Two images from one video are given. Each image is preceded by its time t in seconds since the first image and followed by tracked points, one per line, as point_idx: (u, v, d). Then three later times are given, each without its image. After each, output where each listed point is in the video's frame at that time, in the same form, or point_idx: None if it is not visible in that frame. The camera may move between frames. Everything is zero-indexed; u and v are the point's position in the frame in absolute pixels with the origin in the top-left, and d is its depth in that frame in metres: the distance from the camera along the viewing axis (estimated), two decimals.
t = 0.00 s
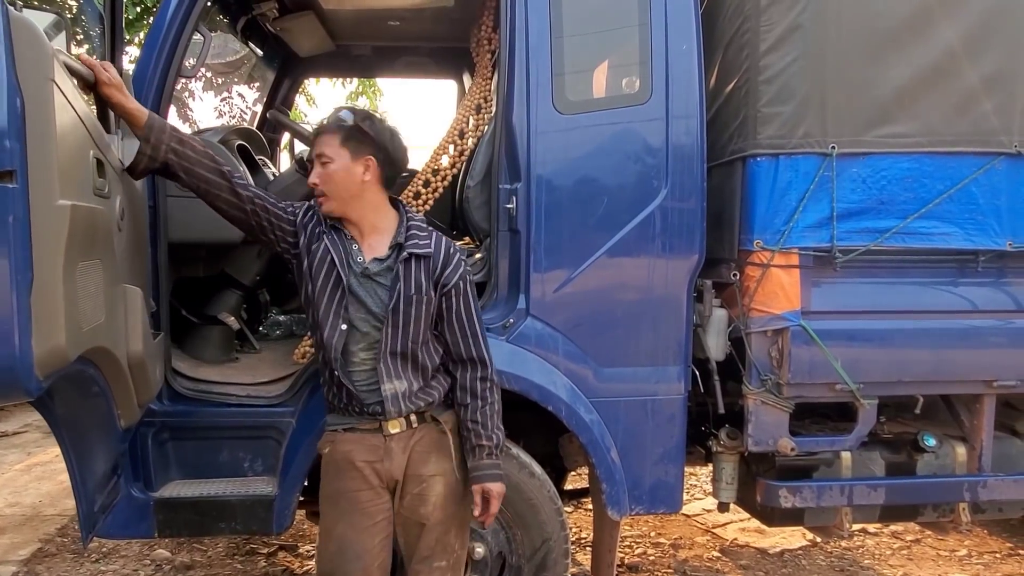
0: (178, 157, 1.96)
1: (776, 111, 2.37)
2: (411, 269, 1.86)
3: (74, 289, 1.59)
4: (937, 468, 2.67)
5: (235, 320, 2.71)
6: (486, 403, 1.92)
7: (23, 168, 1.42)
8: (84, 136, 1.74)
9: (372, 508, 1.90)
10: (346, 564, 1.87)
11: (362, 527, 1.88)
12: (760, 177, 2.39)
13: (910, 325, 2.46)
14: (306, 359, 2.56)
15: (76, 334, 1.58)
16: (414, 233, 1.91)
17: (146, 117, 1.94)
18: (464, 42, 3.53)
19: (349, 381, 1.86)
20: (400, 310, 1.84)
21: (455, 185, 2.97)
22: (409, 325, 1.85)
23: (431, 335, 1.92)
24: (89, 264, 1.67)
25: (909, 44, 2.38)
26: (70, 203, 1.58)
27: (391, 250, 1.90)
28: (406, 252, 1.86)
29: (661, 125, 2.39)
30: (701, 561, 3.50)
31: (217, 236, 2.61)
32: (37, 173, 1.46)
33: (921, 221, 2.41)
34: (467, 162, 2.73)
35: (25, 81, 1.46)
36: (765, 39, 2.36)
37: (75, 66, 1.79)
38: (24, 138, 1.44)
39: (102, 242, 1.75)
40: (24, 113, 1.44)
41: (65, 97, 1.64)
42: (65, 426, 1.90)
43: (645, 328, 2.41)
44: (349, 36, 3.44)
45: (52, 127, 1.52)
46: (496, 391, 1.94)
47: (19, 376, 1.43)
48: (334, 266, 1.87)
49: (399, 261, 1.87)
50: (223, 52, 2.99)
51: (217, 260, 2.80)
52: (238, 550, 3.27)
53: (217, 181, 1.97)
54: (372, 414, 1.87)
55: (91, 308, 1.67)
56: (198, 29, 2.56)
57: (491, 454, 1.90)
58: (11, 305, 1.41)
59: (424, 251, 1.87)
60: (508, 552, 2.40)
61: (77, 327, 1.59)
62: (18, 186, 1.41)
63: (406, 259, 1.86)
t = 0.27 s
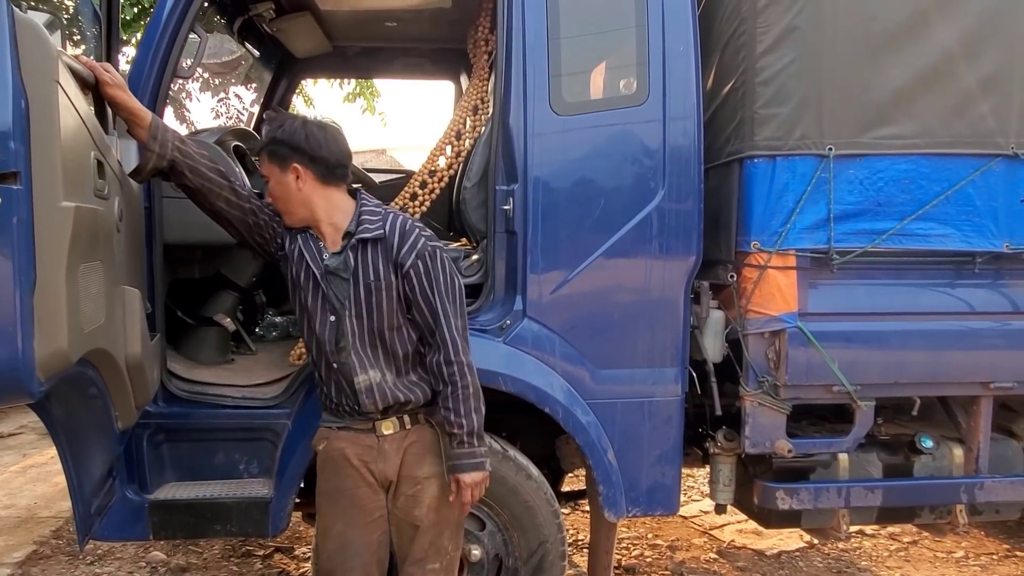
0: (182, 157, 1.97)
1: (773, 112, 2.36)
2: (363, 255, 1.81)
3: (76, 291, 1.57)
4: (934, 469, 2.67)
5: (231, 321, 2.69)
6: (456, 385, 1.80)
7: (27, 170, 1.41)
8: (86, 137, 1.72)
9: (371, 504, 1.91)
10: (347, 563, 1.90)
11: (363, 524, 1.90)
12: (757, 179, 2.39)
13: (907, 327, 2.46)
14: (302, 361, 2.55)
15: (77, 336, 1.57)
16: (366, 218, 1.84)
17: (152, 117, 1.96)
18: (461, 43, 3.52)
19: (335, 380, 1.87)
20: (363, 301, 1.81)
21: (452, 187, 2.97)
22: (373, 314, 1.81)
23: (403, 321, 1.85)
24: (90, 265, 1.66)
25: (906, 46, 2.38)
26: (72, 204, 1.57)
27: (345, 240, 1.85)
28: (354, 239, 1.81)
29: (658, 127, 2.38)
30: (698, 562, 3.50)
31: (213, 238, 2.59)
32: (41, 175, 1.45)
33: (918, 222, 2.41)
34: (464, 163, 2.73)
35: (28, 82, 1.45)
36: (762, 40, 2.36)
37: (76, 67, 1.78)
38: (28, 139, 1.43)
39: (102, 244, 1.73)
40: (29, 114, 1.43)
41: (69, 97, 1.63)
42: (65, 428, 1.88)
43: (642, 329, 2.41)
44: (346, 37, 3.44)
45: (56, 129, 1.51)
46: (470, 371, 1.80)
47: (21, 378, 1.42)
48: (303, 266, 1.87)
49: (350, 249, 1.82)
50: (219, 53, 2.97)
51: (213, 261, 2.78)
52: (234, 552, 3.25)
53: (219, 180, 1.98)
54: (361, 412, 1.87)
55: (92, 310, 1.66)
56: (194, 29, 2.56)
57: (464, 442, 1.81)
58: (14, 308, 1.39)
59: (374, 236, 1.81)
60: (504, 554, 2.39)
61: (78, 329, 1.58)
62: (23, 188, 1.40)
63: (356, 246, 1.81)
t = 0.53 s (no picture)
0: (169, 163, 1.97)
1: (769, 114, 2.36)
2: (335, 253, 1.82)
3: (64, 293, 1.57)
4: (930, 471, 2.67)
5: (226, 323, 2.69)
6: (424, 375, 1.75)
7: (13, 171, 1.41)
8: (75, 140, 1.72)
9: (357, 504, 1.92)
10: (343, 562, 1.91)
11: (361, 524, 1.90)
12: (752, 180, 2.39)
13: (903, 329, 2.46)
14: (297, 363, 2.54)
15: (66, 339, 1.57)
16: (341, 215, 1.84)
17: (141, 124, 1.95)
18: (458, 45, 3.52)
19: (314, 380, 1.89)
20: (337, 299, 1.82)
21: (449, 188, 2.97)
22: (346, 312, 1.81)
23: (378, 317, 1.83)
24: (80, 267, 1.66)
25: (901, 48, 2.38)
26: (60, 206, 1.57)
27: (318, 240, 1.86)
28: (326, 238, 1.81)
29: (653, 128, 2.38)
30: (694, 564, 3.50)
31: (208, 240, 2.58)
32: (27, 177, 1.45)
33: (914, 224, 2.42)
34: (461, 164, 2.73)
35: (14, 84, 1.45)
36: (758, 42, 2.36)
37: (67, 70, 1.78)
38: (13, 141, 1.43)
39: (92, 247, 1.73)
40: (14, 116, 1.43)
41: (57, 100, 1.63)
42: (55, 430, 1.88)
43: (637, 332, 2.40)
44: (343, 38, 3.44)
45: (43, 130, 1.51)
46: (441, 361, 1.74)
47: (8, 381, 1.41)
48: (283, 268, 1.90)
49: (323, 248, 1.83)
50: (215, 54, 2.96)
51: (207, 262, 2.75)
52: (230, 555, 3.25)
53: (205, 186, 1.99)
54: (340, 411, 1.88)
55: (82, 312, 1.66)
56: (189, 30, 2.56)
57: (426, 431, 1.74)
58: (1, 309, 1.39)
59: (346, 233, 1.81)
60: (500, 556, 2.39)
61: (66, 331, 1.57)
62: (9, 189, 1.40)
63: (328, 244, 1.82)
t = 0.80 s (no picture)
0: (168, 164, 1.99)
1: (768, 116, 2.37)
2: (342, 252, 1.82)
3: (63, 295, 1.57)
4: (929, 472, 2.67)
5: (225, 324, 2.69)
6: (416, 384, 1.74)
7: (13, 173, 1.42)
8: (75, 141, 1.73)
9: (350, 504, 1.93)
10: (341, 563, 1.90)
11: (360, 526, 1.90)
12: (751, 182, 2.39)
13: (902, 330, 2.46)
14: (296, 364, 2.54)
15: (66, 340, 1.57)
16: (350, 216, 1.84)
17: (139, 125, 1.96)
18: (457, 46, 3.53)
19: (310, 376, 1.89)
20: (338, 298, 1.81)
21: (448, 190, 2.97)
22: (348, 311, 1.81)
23: (379, 320, 1.83)
24: (79, 268, 1.66)
25: (900, 50, 2.39)
26: (60, 208, 1.57)
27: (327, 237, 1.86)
28: (334, 236, 1.82)
29: (652, 130, 2.38)
30: (694, 565, 3.50)
31: (206, 241, 2.58)
32: (26, 179, 1.45)
33: (913, 225, 2.42)
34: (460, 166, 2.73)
35: (14, 85, 1.45)
36: (757, 44, 2.37)
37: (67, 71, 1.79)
38: (13, 143, 1.43)
39: (92, 248, 1.73)
40: (14, 117, 1.44)
41: (57, 102, 1.63)
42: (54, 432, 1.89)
43: (637, 333, 2.40)
44: (343, 39, 3.44)
45: (43, 132, 1.51)
46: (433, 372, 1.73)
47: (7, 382, 1.42)
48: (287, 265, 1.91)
49: (331, 246, 1.83)
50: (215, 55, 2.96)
51: (207, 264, 2.76)
52: (229, 556, 3.25)
53: (204, 185, 2.02)
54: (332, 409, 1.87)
55: (81, 313, 1.66)
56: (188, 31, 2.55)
57: (413, 438, 1.73)
58: None
59: (355, 234, 1.81)
60: (499, 557, 2.38)
61: (66, 332, 1.57)
62: (8, 191, 1.41)
63: (336, 243, 1.83)
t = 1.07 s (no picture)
0: (155, 176, 1.96)
1: (768, 117, 2.37)
2: (376, 254, 1.82)
3: (68, 296, 1.57)
4: (929, 473, 2.67)
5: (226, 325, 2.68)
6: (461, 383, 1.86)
7: (20, 173, 1.41)
8: (79, 143, 1.72)
9: (360, 502, 1.93)
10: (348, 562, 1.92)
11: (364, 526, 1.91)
12: (752, 183, 2.39)
13: (901, 332, 2.47)
14: (297, 365, 2.54)
15: (71, 340, 1.57)
16: (380, 218, 1.87)
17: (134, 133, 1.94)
18: (457, 48, 3.53)
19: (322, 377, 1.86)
20: (367, 299, 1.81)
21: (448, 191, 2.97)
22: (379, 311, 1.82)
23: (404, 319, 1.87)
24: (84, 269, 1.66)
25: (899, 52, 2.39)
26: (65, 209, 1.57)
27: (356, 237, 1.85)
28: (369, 238, 1.82)
29: (653, 131, 2.39)
30: (694, 567, 3.50)
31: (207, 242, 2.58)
32: (33, 180, 1.45)
33: (912, 227, 2.42)
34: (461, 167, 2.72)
35: (20, 85, 1.44)
36: (757, 46, 2.37)
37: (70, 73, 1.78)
38: (21, 143, 1.43)
39: (95, 249, 1.73)
40: (21, 118, 1.43)
41: (63, 103, 1.63)
42: (58, 432, 1.88)
43: (637, 335, 2.41)
44: (343, 41, 3.45)
45: (48, 132, 1.51)
46: (472, 369, 1.87)
47: (13, 382, 1.41)
48: (299, 265, 1.86)
49: (362, 247, 1.82)
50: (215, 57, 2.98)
51: (207, 266, 2.77)
52: (229, 557, 3.25)
53: (185, 202, 1.96)
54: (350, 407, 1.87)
55: (85, 314, 1.65)
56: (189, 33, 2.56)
57: (466, 438, 1.83)
58: (6, 310, 1.39)
59: (388, 237, 1.83)
60: (500, 558, 2.39)
61: (71, 332, 1.57)
62: (16, 192, 1.40)
63: (369, 244, 1.82)
